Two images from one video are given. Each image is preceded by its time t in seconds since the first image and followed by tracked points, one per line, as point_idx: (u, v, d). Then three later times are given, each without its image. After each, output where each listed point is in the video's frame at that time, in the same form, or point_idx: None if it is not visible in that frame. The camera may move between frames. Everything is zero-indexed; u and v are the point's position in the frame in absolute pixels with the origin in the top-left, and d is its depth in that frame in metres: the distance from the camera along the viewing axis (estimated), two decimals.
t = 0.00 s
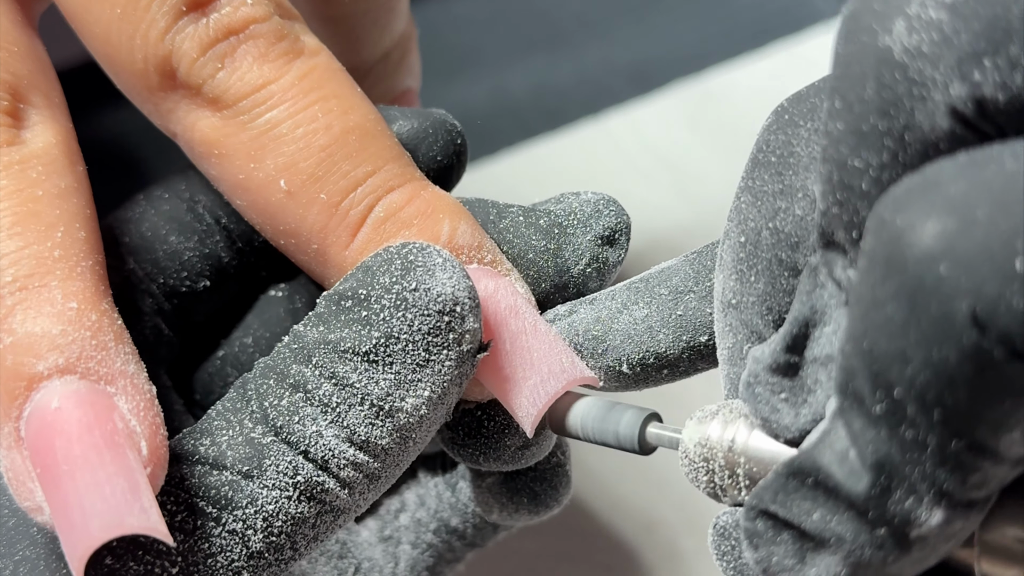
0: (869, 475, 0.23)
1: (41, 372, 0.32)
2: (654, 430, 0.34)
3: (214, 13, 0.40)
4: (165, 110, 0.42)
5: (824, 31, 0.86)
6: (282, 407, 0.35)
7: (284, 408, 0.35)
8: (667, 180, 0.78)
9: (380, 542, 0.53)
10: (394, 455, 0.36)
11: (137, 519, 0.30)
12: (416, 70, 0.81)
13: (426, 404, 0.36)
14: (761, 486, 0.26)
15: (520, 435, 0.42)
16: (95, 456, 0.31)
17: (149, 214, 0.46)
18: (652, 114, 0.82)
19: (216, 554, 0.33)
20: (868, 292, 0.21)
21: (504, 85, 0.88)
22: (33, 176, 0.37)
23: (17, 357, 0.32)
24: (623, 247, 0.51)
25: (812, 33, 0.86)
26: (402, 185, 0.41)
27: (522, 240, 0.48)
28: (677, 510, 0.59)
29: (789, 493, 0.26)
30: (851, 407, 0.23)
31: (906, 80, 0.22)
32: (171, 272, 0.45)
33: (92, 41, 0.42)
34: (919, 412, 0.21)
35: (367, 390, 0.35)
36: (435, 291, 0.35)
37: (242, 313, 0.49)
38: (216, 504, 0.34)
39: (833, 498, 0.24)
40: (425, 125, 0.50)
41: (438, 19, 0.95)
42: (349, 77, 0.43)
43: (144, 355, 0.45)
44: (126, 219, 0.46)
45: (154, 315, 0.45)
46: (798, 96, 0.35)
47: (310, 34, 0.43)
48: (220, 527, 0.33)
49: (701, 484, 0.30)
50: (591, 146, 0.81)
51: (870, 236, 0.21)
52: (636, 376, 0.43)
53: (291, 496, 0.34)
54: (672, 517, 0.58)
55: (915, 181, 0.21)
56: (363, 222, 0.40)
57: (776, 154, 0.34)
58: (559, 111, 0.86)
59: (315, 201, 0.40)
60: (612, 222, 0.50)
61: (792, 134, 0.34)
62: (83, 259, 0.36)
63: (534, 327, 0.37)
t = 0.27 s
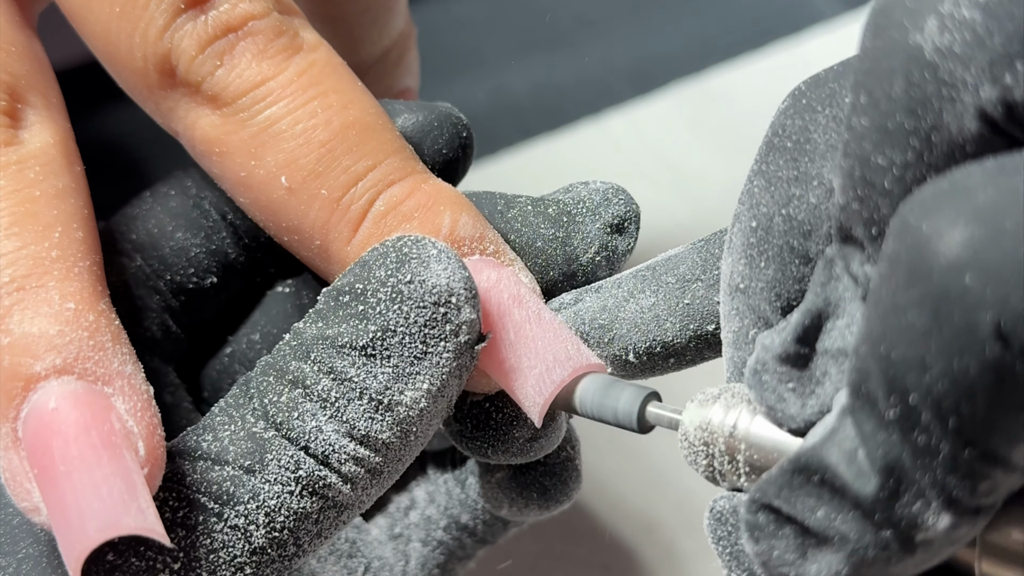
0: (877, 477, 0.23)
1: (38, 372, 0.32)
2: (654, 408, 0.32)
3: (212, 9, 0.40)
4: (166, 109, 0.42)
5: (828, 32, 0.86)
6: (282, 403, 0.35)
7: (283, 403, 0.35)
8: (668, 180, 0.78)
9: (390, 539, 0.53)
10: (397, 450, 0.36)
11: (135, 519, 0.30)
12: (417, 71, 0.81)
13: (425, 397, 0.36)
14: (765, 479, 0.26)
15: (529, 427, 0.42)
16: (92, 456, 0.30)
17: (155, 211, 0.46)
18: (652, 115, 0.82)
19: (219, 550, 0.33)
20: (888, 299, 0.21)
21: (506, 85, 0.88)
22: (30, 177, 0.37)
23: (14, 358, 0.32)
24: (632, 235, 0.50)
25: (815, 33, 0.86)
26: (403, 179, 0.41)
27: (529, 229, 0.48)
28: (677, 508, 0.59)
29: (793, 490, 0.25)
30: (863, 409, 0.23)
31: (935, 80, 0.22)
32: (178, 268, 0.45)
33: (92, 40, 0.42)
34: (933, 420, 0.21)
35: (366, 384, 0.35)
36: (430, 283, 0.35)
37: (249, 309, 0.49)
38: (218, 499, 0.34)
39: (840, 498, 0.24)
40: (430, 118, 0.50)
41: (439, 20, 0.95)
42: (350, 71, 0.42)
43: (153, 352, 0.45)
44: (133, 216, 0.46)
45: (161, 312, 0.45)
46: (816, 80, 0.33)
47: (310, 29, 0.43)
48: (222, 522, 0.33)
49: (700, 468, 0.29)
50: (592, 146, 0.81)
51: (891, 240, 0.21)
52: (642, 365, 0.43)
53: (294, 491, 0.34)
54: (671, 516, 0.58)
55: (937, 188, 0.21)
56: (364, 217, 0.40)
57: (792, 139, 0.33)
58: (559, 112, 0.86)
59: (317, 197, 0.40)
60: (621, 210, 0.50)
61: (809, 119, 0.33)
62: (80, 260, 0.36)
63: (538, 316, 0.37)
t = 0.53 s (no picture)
0: (877, 487, 0.23)
1: (40, 371, 0.32)
2: (657, 413, 0.33)
3: (212, 10, 0.40)
4: (166, 109, 0.42)
5: (828, 31, 0.86)
6: (278, 403, 0.36)
7: (280, 404, 0.36)
8: (667, 179, 0.78)
9: (391, 540, 0.54)
10: (394, 450, 0.36)
11: (136, 518, 0.30)
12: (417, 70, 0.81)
13: (421, 396, 0.36)
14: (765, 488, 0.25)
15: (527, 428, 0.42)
16: (94, 456, 0.30)
17: (156, 212, 0.46)
18: (650, 117, 0.82)
19: (214, 550, 0.33)
20: (887, 310, 0.21)
21: (506, 85, 0.88)
22: (31, 176, 0.37)
23: (16, 356, 0.32)
24: (631, 234, 0.50)
25: (815, 34, 0.86)
26: (402, 180, 0.41)
27: (528, 230, 0.48)
28: (678, 507, 0.59)
29: (794, 498, 0.25)
30: (862, 419, 0.23)
31: (932, 91, 0.23)
32: (178, 270, 0.45)
33: (92, 40, 0.42)
34: (932, 430, 0.21)
35: (361, 384, 0.35)
36: (424, 281, 0.35)
37: (248, 312, 0.49)
38: (214, 499, 0.34)
39: (840, 506, 0.24)
40: (429, 118, 0.51)
41: (439, 21, 0.95)
42: (349, 71, 0.42)
43: (154, 354, 0.44)
44: (134, 217, 0.46)
45: (162, 313, 0.44)
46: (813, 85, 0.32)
47: (310, 29, 0.43)
48: (218, 522, 0.33)
49: (703, 472, 0.30)
50: (591, 146, 0.81)
51: (889, 251, 0.22)
52: (641, 368, 0.43)
53: (290, 490, 0.34)
54: (673, 517, 0.59)
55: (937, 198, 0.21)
56: (362, 218, 0.40)
57: (790, 145, 0.32)
58: (560, 112, 0.86)
59: (315, 198, 0.40)
60: (620, 209, 0.50)
61: (807, 125, 0.31)
62: (81, 259, 0.36)
63: (536, 317, 0.37)
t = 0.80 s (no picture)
0: (891, 492, 0.23)
1: (43, 371, 0.32)
2: (672, 413, 0.34)
3: (214, 11, 0.40)
4: (171, 110, 0.42)
5: (829, 31, 0.86)
6: (275, 399, 0.36)
7: (277, 399, 0.36)
8: (668, 181, 0.78)
9: (397, 540, 0.53)
10: (392, 446, 0.36)
11: (139, 517, 0.30)
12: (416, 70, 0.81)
13: (416, 389, 0.36)
14: (780, 490, 0.25)
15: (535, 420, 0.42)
16: (97, 456, 0.31)
17: (164, 211, 0.46)
18: (651, 116, 0.82)
19: (210, 543, 0.33)
20: (900, 316, 0.22)
21: (506, 84, 0.88)
22: (34, 176, 0.37)
23: (20, 357, 0.32)
24: (640, 222, 0.50)
25: (815, 34, 0.85)
26: (405, 178, 0.41)
27: (537, 220, 0.48)
28: (676, 507, 0.59)
29: (808, 500, 0.25)
30: (876, 424, 0.23)
31: (944, 98, 0.23)
32: (186, 268, 0.45)
33: (96, 41, 0.42)
34: (947, 437, 0.22)
35: (357, 378, 0.36)
36: (416, 274, 0.36)
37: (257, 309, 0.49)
38: (209, 492, 0.34)
39: (852, 510, 0.24)
40: (435, 112, 0.51)
41: (440, 20, 0.94)
42: (352, 69, 0.42)
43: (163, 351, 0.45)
44: (142, 216, 0.46)
45: (170, 311, 0.45)
46: (822, 86, 0.33)
47: (313, 28, 0.43)
48: (214, 515, 0.33)
49: (717, 472, 0.30)
50: (592, 147, 0.81)
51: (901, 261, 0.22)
52: (649, 363, 0.43)
53: (286, 484, 0.34)
54: (671, 517, 0.59)
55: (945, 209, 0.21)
56: (366, 217, 0.41)
57: (799, 147, 0.32)
58: (559, 112, 0.87)
59: (320, 198, 0.40)
60: (628, 197, 0.50)
61: (816, 127, 0.32)
62: (84, 259, 0.36)
63: (539, 313, 0.37)
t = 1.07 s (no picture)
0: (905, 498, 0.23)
1: (49, 372, 0.32)
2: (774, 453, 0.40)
3: (218, 13, 0.40)
4: (175, 111, 0.42)
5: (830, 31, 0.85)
6: (238, 371, 0.36)
7: (240, 372, 0.36)
8: (668, 181, 0.78)
9: (406, 537, 0.53)
10: (359, 406, 0.36)
11: (146, 517, 0.30)
12: (417, 69, 0.83)
13: (374, 345, 0.36)
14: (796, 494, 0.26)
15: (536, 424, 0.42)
16: (103, 457, 0.31)
17: (167, 211, 0.46)
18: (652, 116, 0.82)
19: (190, 519, 0.34)
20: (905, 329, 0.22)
21: (506, 86, 0.89)
22: (40, 178, 0.37)
23: (26, 358, 0.33)
24: (639, 222, 0.51)
25: (816, 34, 0.85)
26: (408, 180, 0.41)
27: (537, 223, 0.48)
28: (676, 507, 0.62)
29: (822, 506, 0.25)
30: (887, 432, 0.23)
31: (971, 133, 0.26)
32: (191, 267, 0.45)
33: (101, 43, 0.42)
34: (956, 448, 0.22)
35: (313, 341, 0.37)
36: (359, 232, 0.37)
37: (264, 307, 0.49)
38: (185, 468, 0.34)
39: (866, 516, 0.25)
40: (439, 105, 0.51)
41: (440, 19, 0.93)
42: (356, 71, 0.42)
43: (169, 349, 0.46)
44: (145, 215, 0.46)
45: (175, 310, 0.45)
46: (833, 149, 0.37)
47: (316, 29, 0.43)
48: (190, 491, 0.34)
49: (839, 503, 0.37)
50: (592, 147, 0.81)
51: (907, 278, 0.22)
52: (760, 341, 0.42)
53: (257, 453, 0.34)
54: (671, 517, 0.62)
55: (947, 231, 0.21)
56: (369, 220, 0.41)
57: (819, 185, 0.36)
58: (558, 112, 0.87)
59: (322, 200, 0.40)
60: (627, 197, 0.50)
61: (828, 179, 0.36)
62: (89, 261, 0.36)
63: (540, 320, 0.37)
